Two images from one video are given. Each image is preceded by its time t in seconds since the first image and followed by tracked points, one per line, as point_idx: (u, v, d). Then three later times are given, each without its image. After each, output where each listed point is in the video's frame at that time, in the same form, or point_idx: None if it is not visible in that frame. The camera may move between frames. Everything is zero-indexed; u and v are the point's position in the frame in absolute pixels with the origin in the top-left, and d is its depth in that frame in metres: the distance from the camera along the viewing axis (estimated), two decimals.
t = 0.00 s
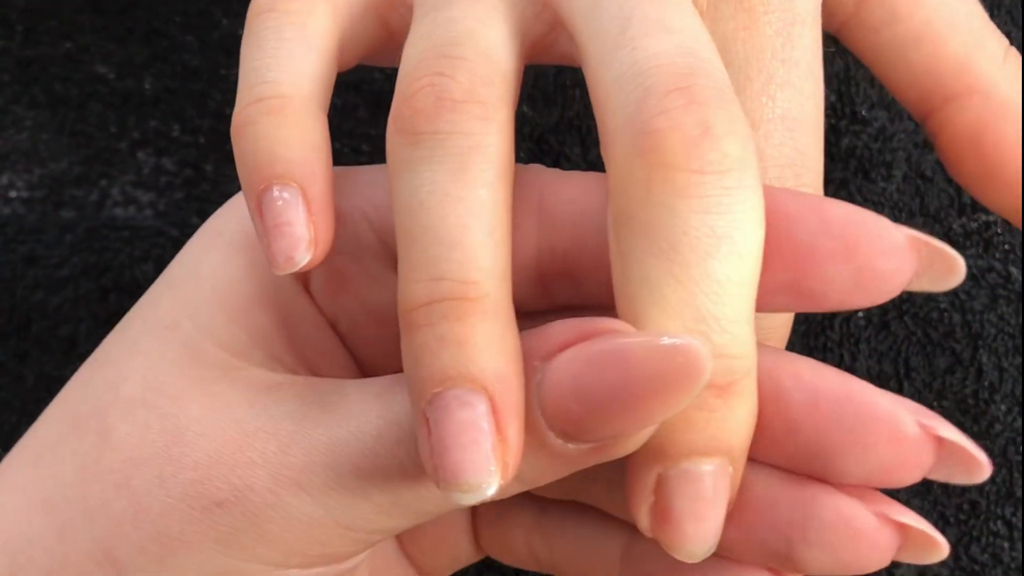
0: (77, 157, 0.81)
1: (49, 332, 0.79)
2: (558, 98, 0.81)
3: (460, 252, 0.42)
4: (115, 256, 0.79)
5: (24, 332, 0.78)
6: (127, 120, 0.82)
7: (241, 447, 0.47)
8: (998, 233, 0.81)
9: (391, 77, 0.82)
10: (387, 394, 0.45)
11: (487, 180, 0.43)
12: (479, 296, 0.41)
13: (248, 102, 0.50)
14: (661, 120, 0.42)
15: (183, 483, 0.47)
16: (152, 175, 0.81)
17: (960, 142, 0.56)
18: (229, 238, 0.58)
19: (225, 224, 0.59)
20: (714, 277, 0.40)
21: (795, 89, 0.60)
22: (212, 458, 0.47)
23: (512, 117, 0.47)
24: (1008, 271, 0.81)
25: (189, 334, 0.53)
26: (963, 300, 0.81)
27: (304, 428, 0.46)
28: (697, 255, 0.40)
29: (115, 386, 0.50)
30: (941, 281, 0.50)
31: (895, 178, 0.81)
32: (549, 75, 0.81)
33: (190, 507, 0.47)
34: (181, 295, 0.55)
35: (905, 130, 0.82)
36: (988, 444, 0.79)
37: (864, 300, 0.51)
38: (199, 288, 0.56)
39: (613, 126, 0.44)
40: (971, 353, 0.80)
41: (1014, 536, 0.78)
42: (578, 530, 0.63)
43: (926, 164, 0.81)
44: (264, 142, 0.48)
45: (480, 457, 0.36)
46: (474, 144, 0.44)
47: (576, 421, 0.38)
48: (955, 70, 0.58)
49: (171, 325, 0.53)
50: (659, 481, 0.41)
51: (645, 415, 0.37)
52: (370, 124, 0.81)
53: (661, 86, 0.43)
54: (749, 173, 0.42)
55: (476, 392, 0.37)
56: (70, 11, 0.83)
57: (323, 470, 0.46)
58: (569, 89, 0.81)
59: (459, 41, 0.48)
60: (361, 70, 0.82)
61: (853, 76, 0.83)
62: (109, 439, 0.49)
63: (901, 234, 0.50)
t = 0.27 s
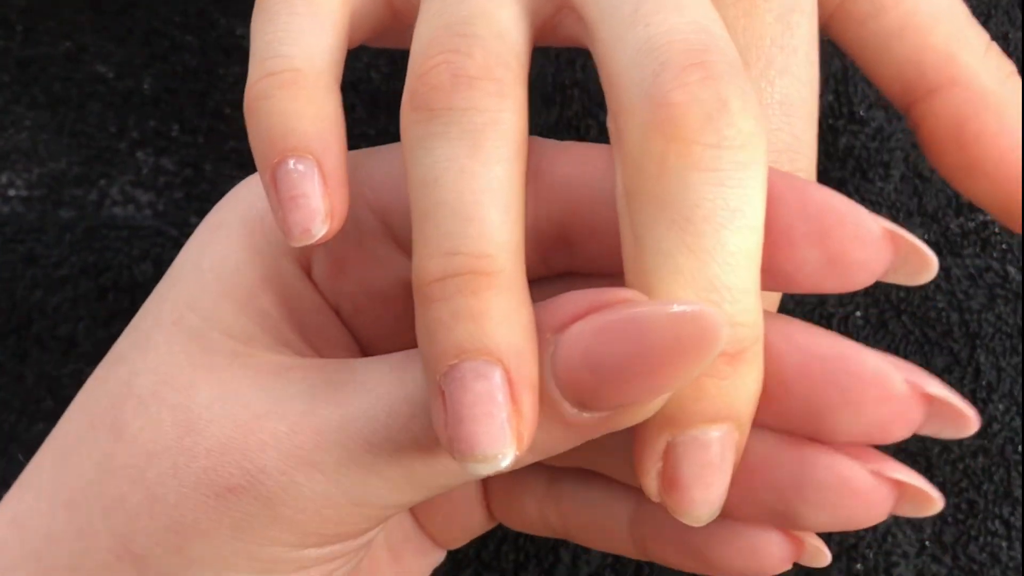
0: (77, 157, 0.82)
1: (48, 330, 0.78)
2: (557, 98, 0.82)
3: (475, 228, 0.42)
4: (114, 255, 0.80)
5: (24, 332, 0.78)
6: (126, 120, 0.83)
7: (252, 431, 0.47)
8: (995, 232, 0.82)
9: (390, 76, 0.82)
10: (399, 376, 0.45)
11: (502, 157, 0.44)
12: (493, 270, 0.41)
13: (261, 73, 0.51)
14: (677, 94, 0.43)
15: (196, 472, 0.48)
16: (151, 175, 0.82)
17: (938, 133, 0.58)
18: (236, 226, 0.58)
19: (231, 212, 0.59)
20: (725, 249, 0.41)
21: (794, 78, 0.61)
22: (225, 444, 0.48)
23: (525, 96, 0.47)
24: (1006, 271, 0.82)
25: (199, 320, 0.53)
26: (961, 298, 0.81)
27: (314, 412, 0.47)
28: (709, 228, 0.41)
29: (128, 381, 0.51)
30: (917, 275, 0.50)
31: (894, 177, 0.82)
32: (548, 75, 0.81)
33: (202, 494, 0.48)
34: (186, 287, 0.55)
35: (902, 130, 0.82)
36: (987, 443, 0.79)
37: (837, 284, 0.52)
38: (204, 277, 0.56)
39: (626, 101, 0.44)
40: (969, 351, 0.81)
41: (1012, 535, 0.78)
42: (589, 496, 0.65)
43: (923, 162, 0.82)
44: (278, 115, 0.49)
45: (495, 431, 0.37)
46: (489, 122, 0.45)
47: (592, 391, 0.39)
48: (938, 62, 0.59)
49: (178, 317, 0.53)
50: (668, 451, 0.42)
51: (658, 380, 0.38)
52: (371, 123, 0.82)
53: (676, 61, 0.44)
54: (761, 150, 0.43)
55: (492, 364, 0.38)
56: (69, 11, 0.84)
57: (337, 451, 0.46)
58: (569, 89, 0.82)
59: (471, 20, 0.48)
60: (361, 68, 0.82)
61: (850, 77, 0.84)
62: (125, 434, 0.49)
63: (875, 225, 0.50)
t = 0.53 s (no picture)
0: (79, 158, 0.81)
1: (50, 331, 0.79)
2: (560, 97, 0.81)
3: (501, 199, 0.44)
4: (116, 256, 0.79)
5: (25, 331, 0.79)
6: (129, 121, 0.82)
7: (277, 465, 0.47)
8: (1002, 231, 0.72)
9: (392, 75, 0.81)
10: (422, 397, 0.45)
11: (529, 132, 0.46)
12: (517, 241, 0.43)
13: (294, 43, 0.52)
14: (702, 67, 0.46)
15: (225, 510, 0.47)
16: (154, 176, 0.81)
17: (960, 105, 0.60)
18: (263, 259, 0.58)
19: (261, 246, 0.60)
20: (749, 216, 0.44)
21: (822, 61, 0.61)
22: (253, 480, 0.47)
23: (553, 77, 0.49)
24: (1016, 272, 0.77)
25: (223, 354, 0.53)
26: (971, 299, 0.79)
27: (342, 437, 0.46)
28: (732, 194, 0.44)
29: (152, 419, 0.51)
30: (934, 263, 0.50)
31: (897, 177, 0.79)
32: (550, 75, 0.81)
33: (233, 532, 0.47)
34: (212, 324, 0.56)
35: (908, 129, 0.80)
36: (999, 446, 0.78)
37: (852, 267, 0.52)
38: (228, 314, 0.56)
39: (654, 77, 0.47)
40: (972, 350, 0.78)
41: None
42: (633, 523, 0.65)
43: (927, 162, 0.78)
44: (307, 82, 0.50)
45: (509, 395, 0.38)
46: (515, 99, 0.47)
47: (607, 356, 0.39)
48: (963, 36, 0.61)
49: (200, 353, 0.54)
50: (687, 426, 0.41)
51: (670, 336, 0.38)
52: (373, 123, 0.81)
53: (701, 34, 0.47)
54: (782, 118, 0.46)
55: (507, 332, 0.39)
56: (72, 10, 0.83)
57: (367, 472, 0.45)
58: (572, 88, 0.81)
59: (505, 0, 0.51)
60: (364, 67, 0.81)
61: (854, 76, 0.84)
62: (150, 473, 0.49)
63: (896, 210, 0.50)
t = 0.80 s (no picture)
0: (77, 156, 0.82)
1: (49, 331, 0.79)
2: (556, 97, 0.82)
3: (494, 205, 0.45)
4: (114, 255, 0.79)
5: (25, 331, 0.79)
6: (127, 121, 0.83)
7: (291, 467, 0.48)
8: (995, 232, 0.81)
9: (389, 76, 0.82)
10: (425, 399, 0.46)
11: (519, 139, 0.47)
12: (511, 247, 0.44)
13: (284, 58, 0.53)
14: (683, 63, 0.46)
15: (243, 512, 0.48)
16: (152, 175, 0.82)
17: (934, 112, 0.63)
18: (258, 267, 0.58)
19: (253, 250, 0.59)
20: (736, 208, 0.44)
21: (799, 61, 0.62)
22: (268, 480, 0.48)
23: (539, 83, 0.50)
24: (1005, 270, 0.80)
25: (229, 359, 0.54)
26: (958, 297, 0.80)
27: (351, 438, 0.47)
28: (718, 188, 0.45)
29: (161, 424, 0.52)
30: (929, 239, 0.52)
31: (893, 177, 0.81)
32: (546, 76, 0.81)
33: (250, 533, 0.48)
34: (215, 325, 0.56)
35: (902, 130, 0.82)
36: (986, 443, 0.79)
37: (851, 249, 0.52)
38: (229, 316, 0.56)
39: (638, 76, 0.48)
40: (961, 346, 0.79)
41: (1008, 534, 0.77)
42: (638, 491, 0.66)
43: (923, 162, 0.81)
44: (299, 95, 0.51)
45: (513, 400, 0.39)
46: (505, 107, 0.48)
47: (609, 361, 0.40)
48: (931, 41, 0.62)
49: (206, 358, 0.54)
50: (690, 417, 0.43)
51: (674, 339, 0.39)
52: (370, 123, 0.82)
53: (681, 32, 0.47)
54: (765, 111, 0.46)
55: (507, 337, 0.40)
56: (71, 11, 0.84)
57: (379, 471, 0.47)
58: (567, 89, 0.81)
59: (487, 10, 0.52)
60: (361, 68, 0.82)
61: (850, 76, 0.83)
62: (163, 475, 0.50)
63: (889, 191, 0.51)
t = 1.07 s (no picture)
0: (77, 157, 0.80)
1: (48, 333, 0.78)
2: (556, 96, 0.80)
3: (523, 228, 0.44)
4: (114, 256, 0.78)
5: (25, 331, 0.78)
6: (127, 122, 0.81)
7: (323, 481, 0.47)
8: (997, 231, 0.78)
9: (390, 75, 0.81)
10: (459, 417, 0.45)
11: (546, 159, 0.46)
12: (541, 271, 0.43)
13: (310, 79, 0.52)
14: (706, 85, 0.45)
15: (273, 525, 0.48)
16: (153, 175, 0.80)
17: (950, 116, 0.62)
18: (283, 281, 0.56)
19: (278, 266, 0.57)
20: (762, 229, 0.43)
21: (820, 69, 0.61)
22: (299, 493, 0.47)
23: (564, 101, 0.49)
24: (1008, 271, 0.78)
25: (257, 374, 0.52)
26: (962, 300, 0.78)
27: (381, 453, 0.46)
28: (744, 210, 0.43)
29: (189, 436, 0.51)
30: (956, 244, 0.51)
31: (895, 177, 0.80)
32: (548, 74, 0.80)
33: (281, 544, 0.48)
34: (243, 340, 0.54)
35: (907, 130, 0.80)
36: (988, 443, 0.77)
37: (880, 255, 0.52)
38: (256, 330, 0.54)
39: (659, 96, 0.46)
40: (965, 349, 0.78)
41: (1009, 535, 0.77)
42: (667, 486, 0.65)
43: (927, 163, 0.79)
44: (327, 116, 0.49)
45: (545, 421, 0.38)
46: (530, 126, 0.46)
47: (638, 383, 0.39)
48: (950, 44, 0.61)
49: (234, 373, 0.52)
50: (721, 431, 0.43)
51: (705, 364, 0.38)
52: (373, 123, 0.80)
53: (703, 51, 0.45)
54: (790, 130, 0.45)
55: (538, 358, 0.39)
56: (70, 10, 0.83)
57: (411, 485, 0.46)
58: (569, 88, 0.80)
59: (511, 26, 0.50)
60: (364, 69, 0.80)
61: (852, 77, 0.83)
62: (191, 488, 0.49)
63: (918, 199, 0.49)
